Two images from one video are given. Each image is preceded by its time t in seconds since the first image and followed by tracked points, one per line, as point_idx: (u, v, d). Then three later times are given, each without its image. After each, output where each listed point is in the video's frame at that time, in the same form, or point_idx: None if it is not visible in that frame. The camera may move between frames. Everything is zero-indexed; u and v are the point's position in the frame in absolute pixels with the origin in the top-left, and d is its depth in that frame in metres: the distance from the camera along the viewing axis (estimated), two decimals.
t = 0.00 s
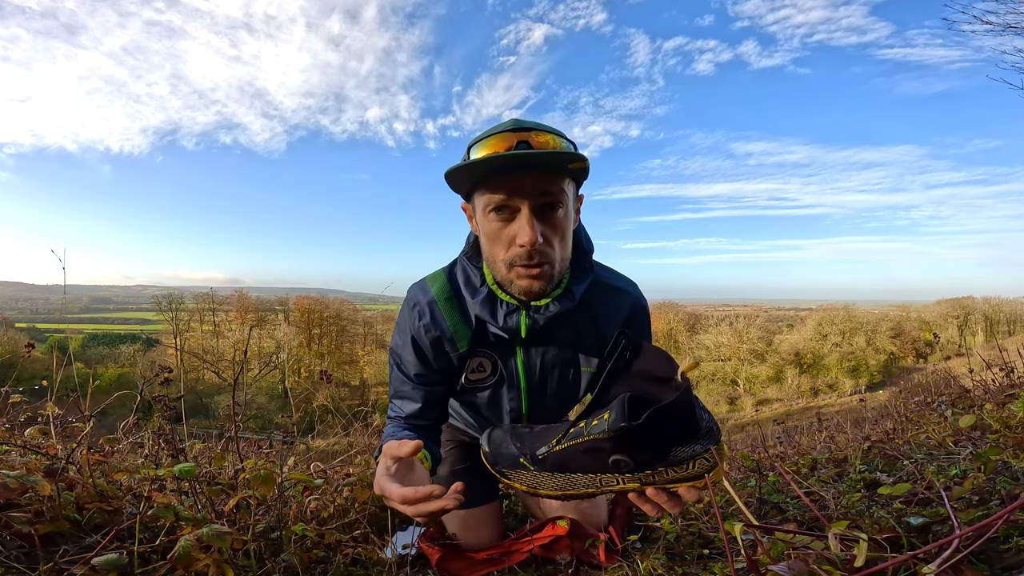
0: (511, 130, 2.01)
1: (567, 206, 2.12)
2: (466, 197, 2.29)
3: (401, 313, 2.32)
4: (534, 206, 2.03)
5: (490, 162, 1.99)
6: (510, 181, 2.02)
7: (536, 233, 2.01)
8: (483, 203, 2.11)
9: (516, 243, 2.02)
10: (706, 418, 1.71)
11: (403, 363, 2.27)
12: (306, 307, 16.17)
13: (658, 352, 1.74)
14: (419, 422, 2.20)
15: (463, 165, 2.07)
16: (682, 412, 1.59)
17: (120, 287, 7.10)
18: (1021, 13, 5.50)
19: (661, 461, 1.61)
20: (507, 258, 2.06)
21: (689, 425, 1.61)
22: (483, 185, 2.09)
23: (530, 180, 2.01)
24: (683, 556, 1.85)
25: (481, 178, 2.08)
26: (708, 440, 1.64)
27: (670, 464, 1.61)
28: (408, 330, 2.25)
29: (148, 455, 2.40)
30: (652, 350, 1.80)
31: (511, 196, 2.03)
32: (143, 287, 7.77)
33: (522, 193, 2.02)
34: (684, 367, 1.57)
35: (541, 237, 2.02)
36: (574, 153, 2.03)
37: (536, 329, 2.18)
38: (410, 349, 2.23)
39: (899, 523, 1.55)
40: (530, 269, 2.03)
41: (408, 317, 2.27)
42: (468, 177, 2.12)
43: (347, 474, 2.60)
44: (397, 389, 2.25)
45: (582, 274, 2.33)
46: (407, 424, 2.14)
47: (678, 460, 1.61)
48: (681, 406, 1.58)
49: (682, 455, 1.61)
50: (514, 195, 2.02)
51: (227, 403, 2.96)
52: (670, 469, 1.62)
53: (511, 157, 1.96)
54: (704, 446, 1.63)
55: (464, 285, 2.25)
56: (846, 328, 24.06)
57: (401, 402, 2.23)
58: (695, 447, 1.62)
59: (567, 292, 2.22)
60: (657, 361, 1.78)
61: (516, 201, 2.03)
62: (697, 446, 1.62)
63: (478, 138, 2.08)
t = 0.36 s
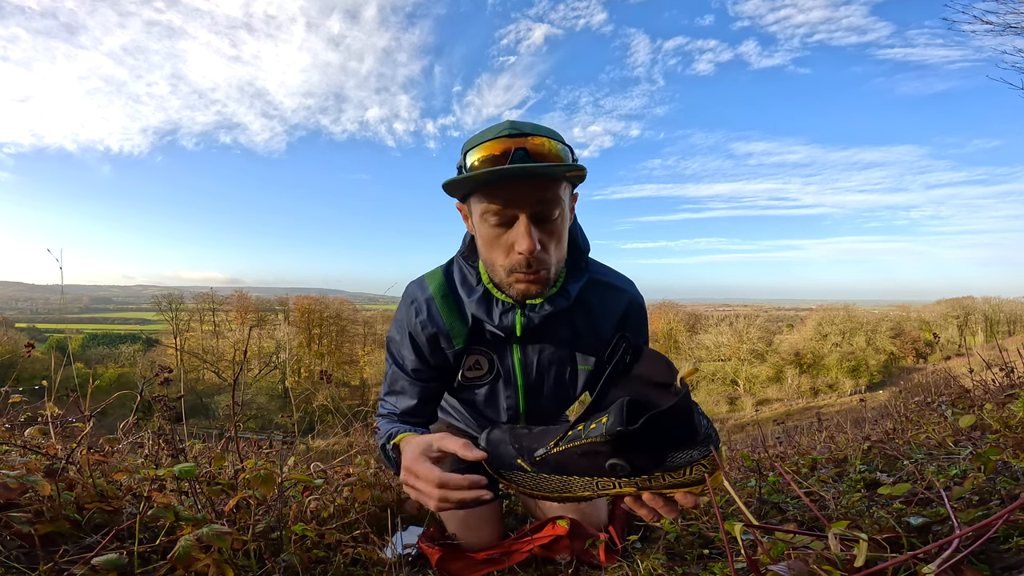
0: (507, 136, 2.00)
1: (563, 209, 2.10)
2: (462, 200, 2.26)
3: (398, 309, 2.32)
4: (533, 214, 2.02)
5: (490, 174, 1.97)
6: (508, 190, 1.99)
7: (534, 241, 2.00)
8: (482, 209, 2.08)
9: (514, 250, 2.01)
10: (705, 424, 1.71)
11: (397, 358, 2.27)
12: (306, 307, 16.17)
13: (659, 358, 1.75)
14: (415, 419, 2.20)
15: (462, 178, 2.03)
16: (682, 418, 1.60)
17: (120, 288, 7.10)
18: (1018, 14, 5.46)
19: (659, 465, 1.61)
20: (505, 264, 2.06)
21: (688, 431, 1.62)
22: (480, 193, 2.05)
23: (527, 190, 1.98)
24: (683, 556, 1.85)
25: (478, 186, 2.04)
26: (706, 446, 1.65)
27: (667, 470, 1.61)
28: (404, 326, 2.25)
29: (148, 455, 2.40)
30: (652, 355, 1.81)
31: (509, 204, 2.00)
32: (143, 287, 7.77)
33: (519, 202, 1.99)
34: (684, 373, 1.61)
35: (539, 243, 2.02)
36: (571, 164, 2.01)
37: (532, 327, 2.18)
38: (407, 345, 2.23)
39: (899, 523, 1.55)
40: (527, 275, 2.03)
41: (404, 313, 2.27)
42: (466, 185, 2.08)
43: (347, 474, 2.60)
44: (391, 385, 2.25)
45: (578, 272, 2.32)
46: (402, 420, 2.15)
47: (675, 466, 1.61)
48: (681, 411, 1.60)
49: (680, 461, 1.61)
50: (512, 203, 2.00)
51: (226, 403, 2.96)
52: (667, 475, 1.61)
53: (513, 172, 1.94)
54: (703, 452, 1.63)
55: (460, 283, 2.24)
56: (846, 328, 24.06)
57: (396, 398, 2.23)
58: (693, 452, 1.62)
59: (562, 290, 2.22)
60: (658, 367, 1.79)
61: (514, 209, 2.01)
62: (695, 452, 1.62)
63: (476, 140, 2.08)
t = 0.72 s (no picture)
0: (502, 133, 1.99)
1: (564, 206, 2.07)
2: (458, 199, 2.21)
3: (398, 303, 2.33)
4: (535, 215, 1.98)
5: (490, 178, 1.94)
6: (508, 194, 1.94)
7: (537, 243, 1.98)
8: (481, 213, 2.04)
9: (518, 254, 2.00)
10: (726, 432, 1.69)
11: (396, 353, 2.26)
12: (306, 307, 16.17)
13: (689, 359, 1.72)
14: (412, 417, 2.18)
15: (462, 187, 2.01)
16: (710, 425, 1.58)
17: (120, 288, 7.10)
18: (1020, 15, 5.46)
19: (675, 469, 1.59)
20: (509, 265, 2.05)
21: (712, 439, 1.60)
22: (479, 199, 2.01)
23: (529, 194, 1.94)
24: (683, 556, 1.85)
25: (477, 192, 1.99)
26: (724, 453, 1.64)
27: (683, 473, 1.60)
28: (404, 320, 2.25)
29: (148, 455, 2.40)
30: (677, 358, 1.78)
31: (511, 208, 1.97)
32: (143, 287, 7.77)
33: (521, 206, 1.95)
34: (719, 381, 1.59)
35: (542, 245, 2.00)
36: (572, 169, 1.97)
37: (535, 322, 2.19)
38: (406, 339, 2.23)
39: (900, 523, 1.55)
40: (532, 276, 2.03)
41: (405, 307, 2.27)
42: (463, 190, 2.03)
43: (347, 474, 2.60)
44: (390, 381, 2.23)
45: (582, 266, 2.32)
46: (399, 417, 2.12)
47: (690, 470, 1.60)
48: (714, 419, 1.59)
49: (697, 467, 1.59)
50: (514, 208, 1.96)
51: (227, 403, 2.96)
52: (681, 478, 1.60)
53: (511, 181, 1.90)
54: (719, 458, 1.63)
55: (462, 278, 2.24)
56: (846, 328, 24.06)
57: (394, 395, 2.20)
58: (709, 459, 1.61)
59: (566, 285, 2.22)
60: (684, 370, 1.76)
61: (516, 212, 1.97)
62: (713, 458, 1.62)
63: (471, 134, 2.08)
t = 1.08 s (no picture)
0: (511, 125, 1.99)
1: (567, 201, 2.11)
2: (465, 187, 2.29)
3: (396, 311, 2.32)
4: (534, 200, 2.02)
5: (493, 150, 1.99)
6: (511, 170, 2.01)
7: (533, 227, 2.00)
8: (482, 195, 2.10)
9: (512, 236, 2.01)
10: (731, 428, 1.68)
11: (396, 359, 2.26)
12: (305, 308, 16.17)
13: (690, 355, 1.70)
14: (413, 420, 2.18)
15: (464, 154, 2.06)
16: (713, 419, 1.59)
17: (120, 289, 7.10)
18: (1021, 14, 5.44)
19: (680, 466, 1.60)
20: (501, 251, 2.06)
21: (715, 433, 1.62)
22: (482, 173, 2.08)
23: (529, 171, 2.01)
24: (683, 556, 1.85)
25: (480, 165, 2.06)
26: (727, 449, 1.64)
27: (688, 469, 1.60)
28: (402, 328, 2.24)
29: (148, 455, 2.40)
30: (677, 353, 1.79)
31: (511, 186, 2.02)
32: (143, 287, 7.77)
33: (522, 184, 2.01)
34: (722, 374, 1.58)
35: (538, 232, 2.01)
36: (575, 146, 2.02)
37: (533, 327, 2.19)
38: (404, 346, 2.23)
39: (900, 523, 1.55)
40: (525, 264, 2.03)
41: (402, 314, 2.27)
42: (467, 165, 2.11)
43: (346, 474, 2.60)
44: (390, 385, 2.23)
45: (581, 270, 2.33)
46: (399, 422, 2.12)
47: (695, 467, 1.59)
48: (716, 413, 1.59)
49: (702, 462, 1.59)
50: (514, 185, 2.01)
51: (226, 403, 2.96)
52: (686, 476, 1.60)
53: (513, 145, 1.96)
54: (723, 454, 1.63)
55: (459, 283, 2.25)
56: (846, 328, 24.05)
57: (395, 399, 2.20)
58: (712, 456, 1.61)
59: (566, 289, 2.22)
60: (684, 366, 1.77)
61: (515, 192, 2.02)
62: (719, 452, 1.62)
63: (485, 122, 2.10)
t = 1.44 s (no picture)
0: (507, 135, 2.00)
1: (563, 209, 2.12)
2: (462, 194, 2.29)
3: (394, 312, 2.32)
4: (532, 208, 2.03)
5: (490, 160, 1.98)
6: (509, 179, 2.01)
7: (531, 234, 2.00)
8: (480, 202, 2.10)
9: (510, 243, 2.02)
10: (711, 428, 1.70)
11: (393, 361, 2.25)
12: (305, 308, 16.18)
13: (668, 360, 1.77)
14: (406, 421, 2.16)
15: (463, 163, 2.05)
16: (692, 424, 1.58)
17: (120, 289, 7.10)
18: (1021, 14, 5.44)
19: (665, 471, 1.58)
20: (499, 258, 2.06)
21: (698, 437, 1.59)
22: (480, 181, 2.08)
23: (527, 179, 2.01)
24: (683, 556, 1.85)
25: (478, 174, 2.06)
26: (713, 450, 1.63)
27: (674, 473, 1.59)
28: (399, 328, 2.25)
29: (148, 455, 2.41)
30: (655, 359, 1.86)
31: (509, 195, 2.02)
32: (143, 287, 7.76)
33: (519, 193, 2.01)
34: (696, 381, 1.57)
35: (536, 239, 2.02)
36: (574, 156, 2.03)
37: (528, 330, 2.20)
38: (401, 347, 2.22)
39: (899, 523, 1.55)
40: (522, 271, 2.03)
41: (400, 315, 2.27)
42: (466, 174, 2.11)
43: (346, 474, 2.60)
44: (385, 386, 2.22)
45: (576, 275, 2.33)
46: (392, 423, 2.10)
47: (682, 470, 1.58)
48: (696, 418, 1.58)
49: (688, 464, 1.58)
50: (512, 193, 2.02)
51: (226, 403, 2.96)
52: (674, 478, 1.59)
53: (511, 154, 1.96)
54: (711, 456, 1.62)
55: (457, 287, 2.24)
56: (846, 328, 24.04)
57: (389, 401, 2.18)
58: (700, 457, 1.60)
59: (561, 293, 2.23)
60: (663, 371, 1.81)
61: (513, 200, 2.03)
62: (703, 455, 1.61)
63: (486, 129, 2.10)
